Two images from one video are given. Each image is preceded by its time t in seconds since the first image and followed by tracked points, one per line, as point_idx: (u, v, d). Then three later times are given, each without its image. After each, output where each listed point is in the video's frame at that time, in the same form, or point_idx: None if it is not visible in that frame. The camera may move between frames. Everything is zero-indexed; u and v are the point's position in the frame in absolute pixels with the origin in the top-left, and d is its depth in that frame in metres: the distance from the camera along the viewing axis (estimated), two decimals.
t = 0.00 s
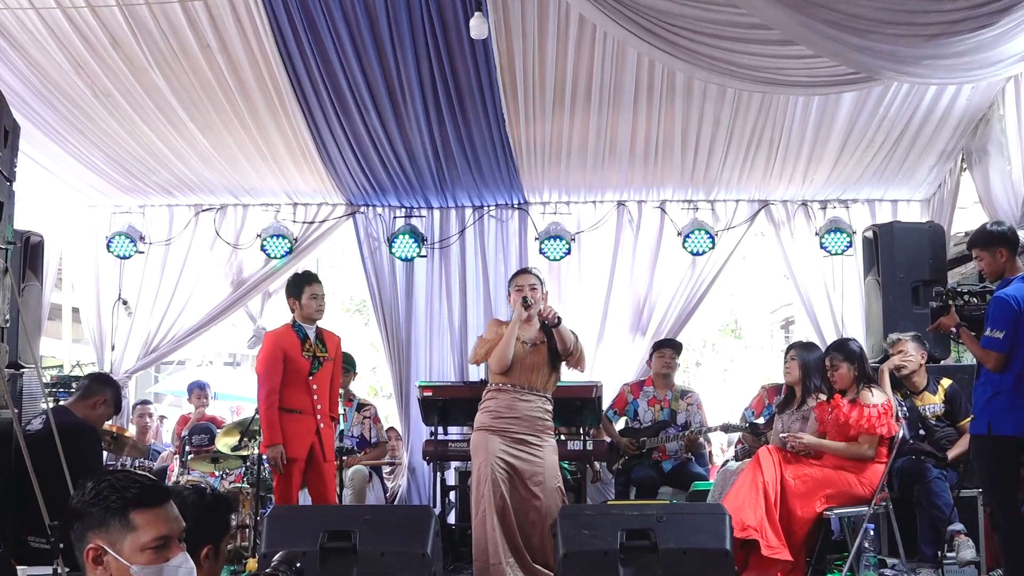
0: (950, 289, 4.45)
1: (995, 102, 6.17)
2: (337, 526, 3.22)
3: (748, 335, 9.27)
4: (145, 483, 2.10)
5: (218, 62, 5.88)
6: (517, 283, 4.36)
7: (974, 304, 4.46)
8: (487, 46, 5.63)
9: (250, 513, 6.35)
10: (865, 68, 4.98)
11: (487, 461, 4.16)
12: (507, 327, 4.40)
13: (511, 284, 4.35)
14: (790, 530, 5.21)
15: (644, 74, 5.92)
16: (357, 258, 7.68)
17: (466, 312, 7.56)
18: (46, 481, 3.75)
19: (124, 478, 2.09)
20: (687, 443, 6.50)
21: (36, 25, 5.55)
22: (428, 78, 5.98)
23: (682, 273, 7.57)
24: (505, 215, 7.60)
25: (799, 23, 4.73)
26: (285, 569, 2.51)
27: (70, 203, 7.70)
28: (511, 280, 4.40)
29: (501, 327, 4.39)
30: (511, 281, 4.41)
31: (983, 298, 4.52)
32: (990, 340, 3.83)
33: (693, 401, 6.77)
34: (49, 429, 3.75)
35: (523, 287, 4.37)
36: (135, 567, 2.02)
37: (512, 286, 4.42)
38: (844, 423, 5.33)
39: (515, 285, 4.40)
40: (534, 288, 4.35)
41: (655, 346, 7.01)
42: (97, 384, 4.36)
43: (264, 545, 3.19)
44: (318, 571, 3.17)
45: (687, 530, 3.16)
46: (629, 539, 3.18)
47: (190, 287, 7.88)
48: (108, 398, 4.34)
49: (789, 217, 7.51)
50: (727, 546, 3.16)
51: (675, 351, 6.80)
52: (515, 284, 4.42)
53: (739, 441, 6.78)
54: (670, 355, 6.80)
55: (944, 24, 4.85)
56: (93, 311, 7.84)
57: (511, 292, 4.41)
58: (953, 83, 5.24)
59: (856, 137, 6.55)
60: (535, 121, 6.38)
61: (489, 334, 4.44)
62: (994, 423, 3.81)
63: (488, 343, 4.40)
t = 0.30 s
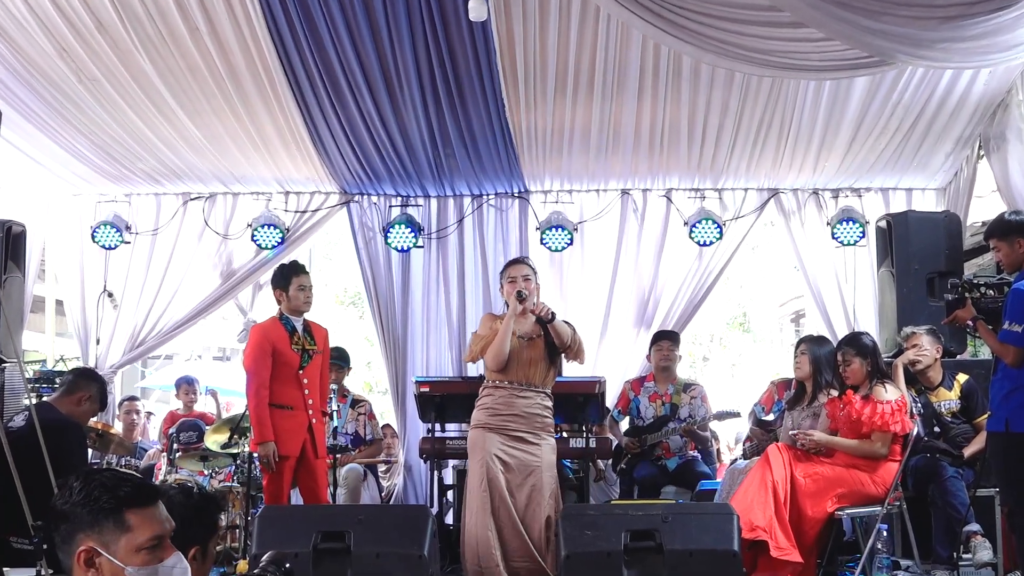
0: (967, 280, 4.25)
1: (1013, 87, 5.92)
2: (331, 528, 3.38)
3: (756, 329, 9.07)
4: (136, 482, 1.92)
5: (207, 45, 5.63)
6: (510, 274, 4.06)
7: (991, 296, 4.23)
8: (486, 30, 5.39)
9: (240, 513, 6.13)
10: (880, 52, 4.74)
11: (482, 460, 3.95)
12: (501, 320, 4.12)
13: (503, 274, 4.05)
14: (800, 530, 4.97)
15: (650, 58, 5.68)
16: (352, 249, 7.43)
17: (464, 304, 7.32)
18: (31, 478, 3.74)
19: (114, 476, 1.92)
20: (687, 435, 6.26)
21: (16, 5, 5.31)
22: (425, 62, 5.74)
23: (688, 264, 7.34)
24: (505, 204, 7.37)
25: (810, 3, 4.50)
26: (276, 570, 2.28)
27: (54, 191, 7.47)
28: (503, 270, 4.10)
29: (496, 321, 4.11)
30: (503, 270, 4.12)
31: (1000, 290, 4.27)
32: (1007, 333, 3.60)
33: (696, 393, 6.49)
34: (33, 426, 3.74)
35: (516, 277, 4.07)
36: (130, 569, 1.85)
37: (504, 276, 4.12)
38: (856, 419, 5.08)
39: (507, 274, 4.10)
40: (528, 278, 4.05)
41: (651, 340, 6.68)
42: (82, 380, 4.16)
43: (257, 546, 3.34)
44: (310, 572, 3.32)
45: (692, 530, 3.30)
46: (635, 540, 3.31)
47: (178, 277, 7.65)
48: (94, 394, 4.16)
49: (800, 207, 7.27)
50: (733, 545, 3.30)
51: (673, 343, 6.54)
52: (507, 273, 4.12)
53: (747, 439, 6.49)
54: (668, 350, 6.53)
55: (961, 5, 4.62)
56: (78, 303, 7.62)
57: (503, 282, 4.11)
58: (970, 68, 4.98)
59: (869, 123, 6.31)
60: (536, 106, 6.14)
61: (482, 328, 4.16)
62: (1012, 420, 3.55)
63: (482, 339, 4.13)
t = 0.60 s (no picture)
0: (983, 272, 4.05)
1: None
2: (325, 528, 3.18)
3: (766, 322, 8.88)
4: (115, 478, 1.84)
5: (197, 29, 5.40)
6: (510, 264, 3.88)
7: (1007, 288, 4.06)
8: (486, 14, 5.16)
9: (230, 513, 5.93)
10: (893, 35, 4.54)
11: (492, 457, 3.76)
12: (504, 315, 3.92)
13: (503, 266, 3.88)
14: (810, 531, 4.72)
15: (655, 42, 5.45)
16: (346, 238, 7.21)
17: (463, 296, 7.10)
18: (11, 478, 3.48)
19: (89, 476, 1.83)
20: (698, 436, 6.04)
21: None
22: (422, 45, 5.51)
23: (695, 255, 7.12)
24: (505, 192, 7.15)
25: None
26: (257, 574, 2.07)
27: (37, 179, 7.24)
28: (502, 262, 3.92)
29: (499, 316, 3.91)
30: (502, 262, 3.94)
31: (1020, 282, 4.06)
32: None
33: (705, 390, 6.27)
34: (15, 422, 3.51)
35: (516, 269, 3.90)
36: (116, 566, 1.75)
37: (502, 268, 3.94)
38: (869, 416, 4.88)
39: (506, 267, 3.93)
40: (530, 268, 3.88)
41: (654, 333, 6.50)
42: (66, 374, 3.93)
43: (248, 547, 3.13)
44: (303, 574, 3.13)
45: (699, 530, 3.10)
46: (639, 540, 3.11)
47: (166, 267, 7.44)
48: (78, 389, 3.94)
49: (811, 195, 7.06)
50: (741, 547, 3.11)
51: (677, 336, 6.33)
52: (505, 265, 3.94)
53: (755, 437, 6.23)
54: (668, 342, 6.31)
55: None
56: (62, 296, 7.40)
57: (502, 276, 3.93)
58: (987, 51, 4.78)
59: (882, 109, 6.08)
60: (537, 91, 5.91)
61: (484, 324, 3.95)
62: None
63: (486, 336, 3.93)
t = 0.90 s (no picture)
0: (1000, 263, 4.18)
1: None
2: (317, 528, 2.88)
3: (775, 316, 8.65)
4: (101, 479, 1.88)
5: (183, 10, 5.15)
6: (524, 262, 3.69)
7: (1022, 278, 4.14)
8: None
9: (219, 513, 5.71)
10: (909, 15, 4.37)
11: (513, 462, 3.67)
12: (518, 315, 3.76)
13: (517, 265, 3.69)
14: (821, 534, 4.47)
15: (660, 26, 5.23)
16: (339, 228, 6.99)
17: (461, 288, 6.89)
18: None
19: (75, 474, 1.88)
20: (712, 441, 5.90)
21: None
22: (418, 27, 5.28)
23: (702, 246, 6.89)
24: (505, 180, 6.92)
25: None
26: None
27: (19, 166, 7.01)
28: (517, 257, 3.73)
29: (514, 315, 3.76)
30: (517, 257, 3.75)
31: None
32: None
33: (717, 389, 6.08)
34: None
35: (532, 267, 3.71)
36: (98, 567, 1.78)
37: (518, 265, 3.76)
38: (885, 412, 4.67)
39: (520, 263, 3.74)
40: (544, 267, 3.67)
41: (663, 327, 6.28)
42: (49, 370, 3.67)
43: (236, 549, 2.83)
44: None
45: (707, 530, 2.85)
46: (643, 543, 2.86)
47: (153, 258, 7.22)
48: (62, 385, 3.69)
49: (823, 182, 6.83)
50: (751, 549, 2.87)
51: (684, 330, 6.10)
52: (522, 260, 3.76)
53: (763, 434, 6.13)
54: (676, 338, 6.09)
55: None
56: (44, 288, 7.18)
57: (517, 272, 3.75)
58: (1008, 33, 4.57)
59: (897, 95, 5.85)
60: (538, 75, 5.67)
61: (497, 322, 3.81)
62: None
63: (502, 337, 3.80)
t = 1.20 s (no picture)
0: None
1: None
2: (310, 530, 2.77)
3: (785, 310, 8.44)
4: (54, 470, 1.94)
5: None
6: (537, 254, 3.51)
7: None
8: None
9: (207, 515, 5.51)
10: None
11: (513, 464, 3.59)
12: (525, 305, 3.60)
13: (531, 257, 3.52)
14: (831, 535, 4.23)
15: (666, 10, 5.02)
16: (332, 219, 6.79)
17: (458, 281, 6.67)
18: None
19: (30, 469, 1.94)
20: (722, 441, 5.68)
21: None
22: (414, 9, 5.06)
23: (710, 237, 6.68)
24: (505, 168, 6.70)
25: None
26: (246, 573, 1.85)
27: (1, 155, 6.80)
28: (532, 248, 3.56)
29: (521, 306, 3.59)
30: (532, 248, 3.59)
31: None
32: None
33: (728, 387, 5.86)
34: None
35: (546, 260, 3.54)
36: (66, 557, 1.85)
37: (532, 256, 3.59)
38: (897, 411, 4.39)
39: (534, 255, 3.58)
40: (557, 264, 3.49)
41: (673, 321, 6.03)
42: (32, 365, 3.49)
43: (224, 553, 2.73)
44: None
45: (714, 533, 2.75)
46: (648, 545, 2.76)
47: (139, 250, 7.02)
48: (45, 382, 3.51)
49: (835, 171, 6.60)
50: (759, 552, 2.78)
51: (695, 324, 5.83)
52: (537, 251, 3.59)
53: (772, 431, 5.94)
54: (686, 331, 5.85)
55: None
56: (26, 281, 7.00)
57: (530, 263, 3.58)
58: None
59: (911, 81, 5.64)
60: (539, 59, 5.45)
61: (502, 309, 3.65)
62: None
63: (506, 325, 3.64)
